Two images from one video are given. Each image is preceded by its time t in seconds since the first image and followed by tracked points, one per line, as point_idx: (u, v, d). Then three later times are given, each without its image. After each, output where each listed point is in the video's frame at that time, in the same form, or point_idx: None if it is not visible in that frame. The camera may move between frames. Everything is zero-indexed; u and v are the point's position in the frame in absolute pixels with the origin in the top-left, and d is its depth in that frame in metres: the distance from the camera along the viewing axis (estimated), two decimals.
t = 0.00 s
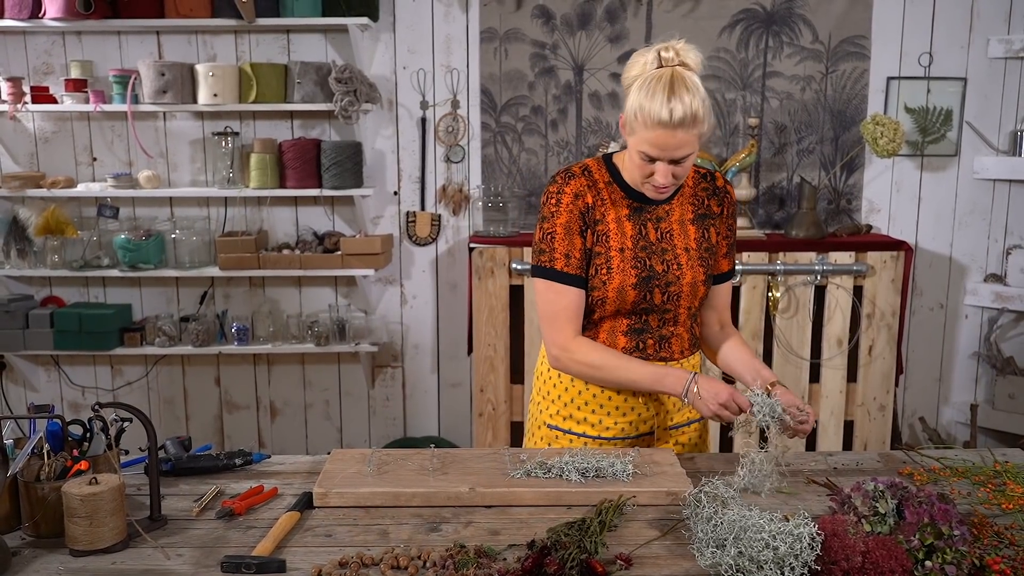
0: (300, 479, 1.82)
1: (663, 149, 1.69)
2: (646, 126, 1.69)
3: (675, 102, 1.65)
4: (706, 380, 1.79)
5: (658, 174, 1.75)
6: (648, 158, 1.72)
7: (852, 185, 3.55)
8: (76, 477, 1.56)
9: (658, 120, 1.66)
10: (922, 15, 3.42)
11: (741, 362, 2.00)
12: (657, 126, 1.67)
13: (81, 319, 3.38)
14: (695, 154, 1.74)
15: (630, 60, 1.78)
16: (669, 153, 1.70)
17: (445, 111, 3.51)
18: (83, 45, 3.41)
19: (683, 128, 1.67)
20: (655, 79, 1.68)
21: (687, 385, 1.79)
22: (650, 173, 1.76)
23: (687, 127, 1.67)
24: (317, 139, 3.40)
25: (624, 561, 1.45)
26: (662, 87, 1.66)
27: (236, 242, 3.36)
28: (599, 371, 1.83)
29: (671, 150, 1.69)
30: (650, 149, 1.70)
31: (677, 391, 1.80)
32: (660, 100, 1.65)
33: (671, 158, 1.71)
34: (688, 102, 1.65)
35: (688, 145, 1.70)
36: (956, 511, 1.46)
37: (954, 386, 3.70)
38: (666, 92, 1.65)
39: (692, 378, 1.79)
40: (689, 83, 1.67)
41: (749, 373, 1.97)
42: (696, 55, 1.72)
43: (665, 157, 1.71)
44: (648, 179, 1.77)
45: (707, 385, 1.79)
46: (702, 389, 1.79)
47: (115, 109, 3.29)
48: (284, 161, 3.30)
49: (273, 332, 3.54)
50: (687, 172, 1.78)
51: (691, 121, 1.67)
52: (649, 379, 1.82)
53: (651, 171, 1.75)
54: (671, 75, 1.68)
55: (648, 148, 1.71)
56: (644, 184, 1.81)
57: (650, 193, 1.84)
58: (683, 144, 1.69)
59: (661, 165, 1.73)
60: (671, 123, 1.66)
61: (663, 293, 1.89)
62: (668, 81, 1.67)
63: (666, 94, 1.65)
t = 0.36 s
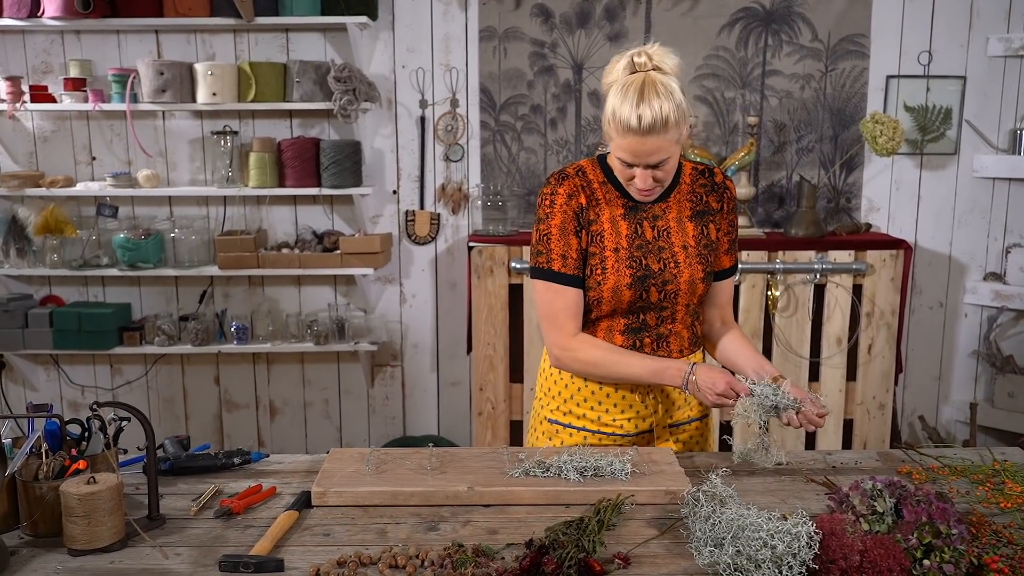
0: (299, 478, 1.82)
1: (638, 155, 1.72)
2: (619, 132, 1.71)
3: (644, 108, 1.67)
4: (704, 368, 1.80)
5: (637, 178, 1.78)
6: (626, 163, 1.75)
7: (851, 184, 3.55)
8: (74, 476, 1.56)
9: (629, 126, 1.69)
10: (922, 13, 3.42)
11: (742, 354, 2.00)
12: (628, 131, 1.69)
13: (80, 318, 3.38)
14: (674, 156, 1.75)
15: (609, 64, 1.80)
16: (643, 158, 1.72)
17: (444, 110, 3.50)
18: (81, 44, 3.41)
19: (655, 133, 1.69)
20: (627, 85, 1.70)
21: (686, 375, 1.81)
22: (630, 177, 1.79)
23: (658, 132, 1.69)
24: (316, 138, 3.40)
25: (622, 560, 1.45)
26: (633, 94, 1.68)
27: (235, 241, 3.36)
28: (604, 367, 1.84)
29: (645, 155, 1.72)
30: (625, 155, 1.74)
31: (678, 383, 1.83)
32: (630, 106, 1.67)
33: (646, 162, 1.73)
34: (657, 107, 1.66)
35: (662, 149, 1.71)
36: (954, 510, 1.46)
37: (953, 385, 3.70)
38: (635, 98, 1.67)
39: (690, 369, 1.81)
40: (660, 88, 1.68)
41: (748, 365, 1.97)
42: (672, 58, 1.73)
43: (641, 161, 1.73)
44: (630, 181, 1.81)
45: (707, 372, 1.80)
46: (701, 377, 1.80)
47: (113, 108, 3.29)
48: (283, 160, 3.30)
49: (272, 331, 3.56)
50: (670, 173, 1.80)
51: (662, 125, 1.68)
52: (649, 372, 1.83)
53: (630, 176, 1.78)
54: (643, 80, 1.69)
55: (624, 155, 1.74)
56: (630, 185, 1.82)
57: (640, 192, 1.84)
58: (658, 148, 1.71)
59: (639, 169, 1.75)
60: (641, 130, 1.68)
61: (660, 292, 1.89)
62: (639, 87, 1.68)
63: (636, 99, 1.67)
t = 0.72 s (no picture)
0: (299, 477, 1.82)
1: (659, 143, 1.71)
2: (634, 124, 1.71)
3: (658, 94, 1.68)
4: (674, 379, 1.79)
5: (660, 169, 1.76)
6: (646, 155, 1.74)
7: (851, 183, 3.55)
8: (75, 475, 1.56)
9: (646, 114, 1.69)
10: (922, 12, 3.42)
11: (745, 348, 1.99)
12: (646, 120, 1.69)
13: (80, 317, 3.38)
14: (689, 142, 1.75)
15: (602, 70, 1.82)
16: (665, 144, 1.71)
17: (444, 108, 3.50)
18: (82, 43, 3.41)
19: (672, 117, 1.69)
20: (633, 77, 1.71)
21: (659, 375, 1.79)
22: (650, 171, 1.78)
23: (675, 115, 1.69)
24: (317, 136, 3.40)
25: (622, 558, 1.45)
26: (642, 83, 1.69)
27: (235, 240, 3.36)
28: (587, 362, 1.83)
29: (666, 140, 1.71)
30: (644, 146, 1.72)
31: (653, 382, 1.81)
32: (642, 95, 1.68)
33: (668, 148, 1.72)
34: (668, 91, 1.68)
35: (680, 133, 1.71)
36: (954, 509, 1.46)
37: (954, 383, 3.70)
38: (646, 87, 1.69)
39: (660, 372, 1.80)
40: (665, 74, 1.70)
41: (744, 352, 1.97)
42: (667, 50, 1.77)
43: (662, 148, 1.72)
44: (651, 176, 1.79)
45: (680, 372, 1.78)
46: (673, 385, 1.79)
47: (114, 107, 3.29)
48: (284, 159, 3.30)
49: (273, 330, 3.57)
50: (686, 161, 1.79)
51: (677, 108, 1.69)
52: (624, 371, 1.82)
53: (651, 168, 1.77)
54: (647, 69, 1.71)
55: (643, 147, 1.73)
56: (640, 179, 1.83)
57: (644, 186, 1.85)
58: (678, 132, 1.71)
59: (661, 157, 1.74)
60: (658, 114, 1.68)
61: (659, 290, 1.88)
62: (645, 76, 1.70)
63: (646, 89, 1.69)
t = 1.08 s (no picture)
0: (300, 479, 1.82)
1: (668, 91, 1.78)
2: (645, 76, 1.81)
3: (675, 51, 1.81)
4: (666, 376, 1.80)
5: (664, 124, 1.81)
6: (654, 106, 1.80)
7: (852, 185, 3.55)
8: (76, 476, 1.56)
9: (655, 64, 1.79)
10: (923, 15, 3.42)
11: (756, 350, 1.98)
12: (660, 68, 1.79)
13: (81, 318, 3.39)
14: (699, 109, 1.82)
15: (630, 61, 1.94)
16: (670, 94, 1.78)
17: (445, 111, 3.51)
18: (84, 44, 3.41)
19: (685, 72, 1.79)
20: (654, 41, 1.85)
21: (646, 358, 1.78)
22: (654, 130, 1.81)
23: (682, 69, 1.79)
24: (318, 139, 3.41)
25: (624, 561, 1.45)
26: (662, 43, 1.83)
27: (236, 241, 3.37)
28: (579, 354, 1.82)
29: (673, 91, 1.78)
30: (652, 98, 1.80)
31: (639, 371, 1.80)
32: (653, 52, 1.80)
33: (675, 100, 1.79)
34: (678, 51, 1.81)
35: (689, 89, 1.79)
36: (955, 512, 1.46)
37: (955, 386, 3.70)
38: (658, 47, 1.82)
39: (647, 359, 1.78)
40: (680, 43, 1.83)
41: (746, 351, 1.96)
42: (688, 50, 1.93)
43: (669, 100, 1.79)
44: (656, 137, 1.81)
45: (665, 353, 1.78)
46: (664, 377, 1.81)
47: (115, 109, 3.29)
48: (285, 161, 3.30)
49: (274, 332, 3.56)
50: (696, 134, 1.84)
51: (684, 63, 1.80)
52: (610, 358, 1.81)
53: (655, 124, 1.81)
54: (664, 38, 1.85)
55: (652, 94, 1.79)
56: (658, 169, 1.85)
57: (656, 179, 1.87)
58: (687, 87, 1.79)
59: (667, 110, 1.79)
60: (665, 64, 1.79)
61: (666, 289, 1.88)
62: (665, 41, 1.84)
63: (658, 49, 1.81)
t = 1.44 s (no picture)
0: (299, 478, 1.82)
1: (651, 138, 1.68)
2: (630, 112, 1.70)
3: (671, 91, 1.65)
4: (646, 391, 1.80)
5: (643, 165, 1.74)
6: (635, 145, 1.72)
7: (851, 185, 3.55)
8: (75, 475, 1.56)
9: (639, 104, 1.67)
10: (921, 14, 3.42)
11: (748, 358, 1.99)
12: (646, 110, 1.66)
13: (79, 318, 3.38)
14: (684, 152, 1.71)
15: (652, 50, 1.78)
16: (652, 142, 1.68)
17: (444, 110, 3.51)
18: (81, 44, 3.41)
19: (675, 118, 1.66)
20: (660, 67, 1.68)
21: (621, 370, 1.80)
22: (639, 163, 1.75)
23: (667, 116, 1.65)
24: (316, 138, 3.41)
25: (622, 560, 1.46)
26: (663, 75, 1.66)
27: (235, 241, 3.36)
28: (559, 339, 1.89)
29: (651, 139, 1.68)
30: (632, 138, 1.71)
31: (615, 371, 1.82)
32: (643, 87, 1.67)
33: (653, 147, 1.69)
34: (671, 91, 1.65)
35: (672, 138, 1.67)
36: (954, 510, 1.46)
37: (953, 385, 3.70)
38: (653, 80, 1.67)
39: (625, 365, 1.80)
40: (685, 78, 1.66)
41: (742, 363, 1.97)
42: (712, 61, 1.71)
43: (649, 145, 1.69)
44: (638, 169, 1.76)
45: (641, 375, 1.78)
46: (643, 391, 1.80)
47: (114, 108, 3.28)
48: (283, 161, 3.30)
49: (272, 332, 3.57)
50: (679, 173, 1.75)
51: (671, 110, 1.65)
52: (590, 353, 1.84)
53: (638, 159, 1.74)
54: (669, 67, 1.67)
55: (636, 135, 1.69)
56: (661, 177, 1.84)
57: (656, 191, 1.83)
58: (667, 136, 1.67)
59: (645, 154, 1.71)
60: (648, 108, 1.66)
61: (654, 289, 1.89)
62: (669, 71, 1.67)
63: (652, 83, 1.67)
